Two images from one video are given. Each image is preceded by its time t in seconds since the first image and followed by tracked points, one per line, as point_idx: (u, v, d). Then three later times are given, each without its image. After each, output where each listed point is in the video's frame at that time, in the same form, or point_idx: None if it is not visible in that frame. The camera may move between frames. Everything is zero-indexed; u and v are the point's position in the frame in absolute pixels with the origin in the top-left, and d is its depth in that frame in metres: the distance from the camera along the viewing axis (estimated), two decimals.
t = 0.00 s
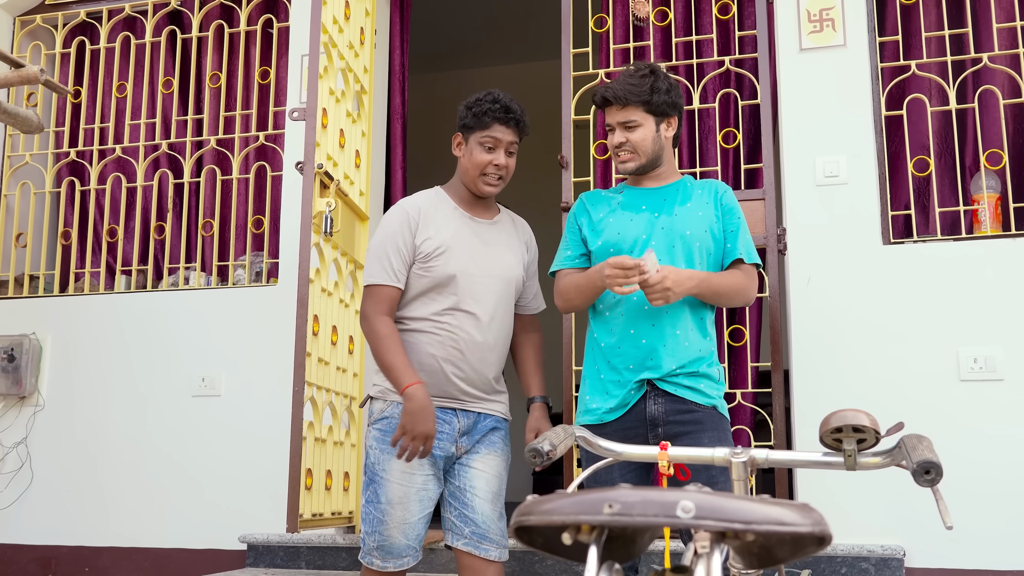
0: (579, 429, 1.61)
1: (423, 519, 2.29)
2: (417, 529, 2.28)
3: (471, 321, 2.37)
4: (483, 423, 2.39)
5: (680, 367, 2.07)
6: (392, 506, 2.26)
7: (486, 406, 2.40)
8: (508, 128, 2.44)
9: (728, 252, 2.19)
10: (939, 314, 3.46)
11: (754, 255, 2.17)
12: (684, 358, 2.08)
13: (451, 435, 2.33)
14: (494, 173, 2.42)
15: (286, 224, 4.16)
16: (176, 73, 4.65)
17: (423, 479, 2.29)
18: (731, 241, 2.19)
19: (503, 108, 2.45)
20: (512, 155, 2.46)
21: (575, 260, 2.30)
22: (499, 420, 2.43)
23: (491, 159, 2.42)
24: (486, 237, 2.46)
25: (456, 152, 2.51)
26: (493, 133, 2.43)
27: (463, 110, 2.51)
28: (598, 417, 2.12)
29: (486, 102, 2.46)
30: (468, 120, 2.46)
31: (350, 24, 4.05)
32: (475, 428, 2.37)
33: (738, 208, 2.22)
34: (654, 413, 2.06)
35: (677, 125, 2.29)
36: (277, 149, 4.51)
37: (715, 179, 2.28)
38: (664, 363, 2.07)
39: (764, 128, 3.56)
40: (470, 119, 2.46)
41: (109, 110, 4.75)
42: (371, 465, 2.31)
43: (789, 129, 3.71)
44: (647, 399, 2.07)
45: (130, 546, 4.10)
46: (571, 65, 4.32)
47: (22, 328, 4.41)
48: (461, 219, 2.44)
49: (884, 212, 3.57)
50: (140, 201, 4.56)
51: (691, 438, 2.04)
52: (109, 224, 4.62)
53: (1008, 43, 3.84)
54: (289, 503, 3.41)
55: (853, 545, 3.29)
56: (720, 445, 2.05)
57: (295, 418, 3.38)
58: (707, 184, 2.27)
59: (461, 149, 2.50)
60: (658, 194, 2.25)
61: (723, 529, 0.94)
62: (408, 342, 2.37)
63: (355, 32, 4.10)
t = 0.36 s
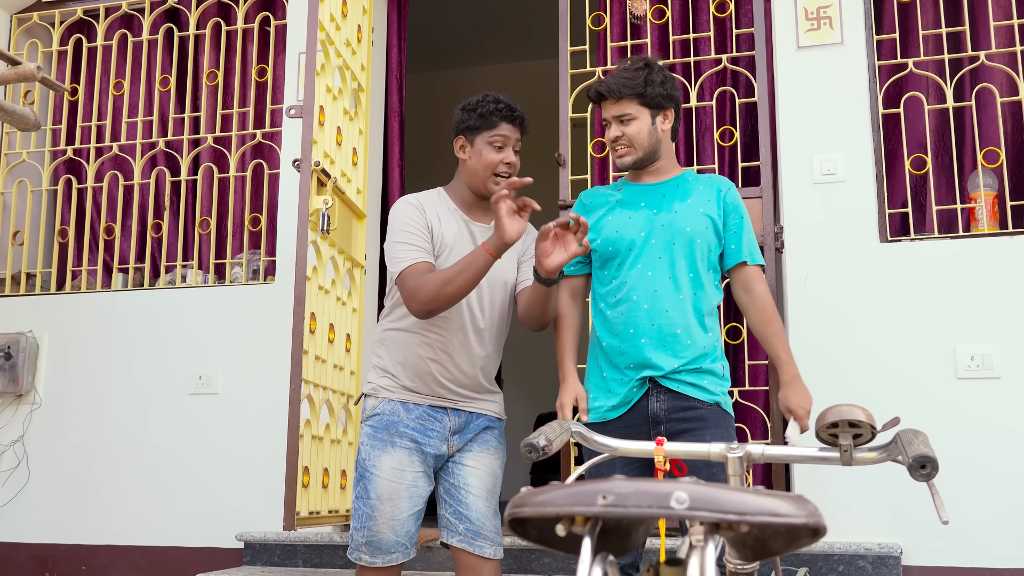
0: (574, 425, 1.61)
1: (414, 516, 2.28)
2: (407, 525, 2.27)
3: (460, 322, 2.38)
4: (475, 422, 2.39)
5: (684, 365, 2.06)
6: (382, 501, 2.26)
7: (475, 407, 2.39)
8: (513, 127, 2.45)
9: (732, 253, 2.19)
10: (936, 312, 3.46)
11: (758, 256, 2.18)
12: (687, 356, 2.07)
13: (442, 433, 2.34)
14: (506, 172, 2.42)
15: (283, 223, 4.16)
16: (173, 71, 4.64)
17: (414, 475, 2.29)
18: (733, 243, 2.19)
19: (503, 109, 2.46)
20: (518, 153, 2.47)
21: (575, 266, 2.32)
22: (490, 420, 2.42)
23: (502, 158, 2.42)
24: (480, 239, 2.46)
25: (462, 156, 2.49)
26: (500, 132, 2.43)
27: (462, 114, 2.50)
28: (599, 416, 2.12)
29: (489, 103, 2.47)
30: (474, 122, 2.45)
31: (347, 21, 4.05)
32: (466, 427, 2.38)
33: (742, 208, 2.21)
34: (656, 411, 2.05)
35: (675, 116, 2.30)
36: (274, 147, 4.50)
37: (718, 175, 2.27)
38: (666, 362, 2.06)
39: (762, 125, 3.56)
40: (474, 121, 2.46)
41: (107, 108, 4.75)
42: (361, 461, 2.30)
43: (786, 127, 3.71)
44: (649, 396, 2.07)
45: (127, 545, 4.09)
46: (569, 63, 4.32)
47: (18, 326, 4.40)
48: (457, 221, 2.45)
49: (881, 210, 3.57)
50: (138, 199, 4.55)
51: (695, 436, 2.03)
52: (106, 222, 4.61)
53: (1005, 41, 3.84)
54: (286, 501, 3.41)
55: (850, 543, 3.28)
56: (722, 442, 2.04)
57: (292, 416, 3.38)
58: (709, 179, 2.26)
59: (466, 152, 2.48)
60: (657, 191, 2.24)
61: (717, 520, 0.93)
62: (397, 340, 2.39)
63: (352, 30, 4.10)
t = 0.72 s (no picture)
0: (573, 426, 1.61)
1: (418, 518, 2.29)
2: (411, 528, 2.28)
3: (466, 322, 2.37)
4: (481, 423, 2.39)
5: (691, 365, 2.04)
6: (387, 504, 2.26)
7: (482, 408, 2.39)
8: (506, 123, 2.46)
9: (748, 251, 2.17)
10: (934, 314, 3.46)
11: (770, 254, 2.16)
12: (694, 356, 2.05)
13: (448, 435, 2.33)
14: (494, 166, 2.41)
15: (281, 224, 4.16)
16: (171, 72, 4.64)
17: (419, 477, 2.29)
18: (749, 241, 2.17)
19: (493, 106, 2.47)
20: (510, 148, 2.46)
21: (584, 269, 2.36)
22: (497, 421, 2.42)
23: (490, 154, 2.42)
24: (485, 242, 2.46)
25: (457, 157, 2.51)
26: (488, 128, 2.44)
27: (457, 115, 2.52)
28: (606, 417, 2.14)
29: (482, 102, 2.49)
30: (465, 121, 2.48)
31: (346, 23, 4.05)
32: (472, 429, 2.37)
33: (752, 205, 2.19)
34: (664, 413, 2.05)
35: (682, 114, 2.29)
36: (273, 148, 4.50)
37: (729, 171, 2.23)
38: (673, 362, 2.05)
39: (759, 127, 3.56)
40: (467, 120, 2.48)
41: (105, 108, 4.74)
42: (367, 463, 2.30)
43: (784, 128, 3.71)
44: (657, 398, 2.07)
45: (124, 546, 4.09)
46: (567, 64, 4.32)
47: (16, 326, 4.40)
48: (461, 223, 2.45)
49: (879, 212, 3.57)
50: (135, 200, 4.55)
51: (703, 437, 2.01)
52: (104, 223, 4.61)
53: (1003, 43, 3.84)
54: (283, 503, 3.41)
55: (848, 544, 3.29)
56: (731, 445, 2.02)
57: (290, 417, 3.38)
58: (720, 176, 2.22)
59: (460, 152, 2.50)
60: (665, 189, 2.23)
61: (713, 522, 0.93)
62: (404, 341, 2.38)
63: (350, 31, 4.10)
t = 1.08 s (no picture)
0: (569, 426, 1.61)
1: (430, 520, 2.28)
2: (422, 529, 2.27)
3: (477, 322, 2.35)
4: (494, 424, 2.38)
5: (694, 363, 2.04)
6: (399, 505, 2.26)
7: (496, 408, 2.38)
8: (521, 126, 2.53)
9: (739, 243, 2.12)
10: (932, 314, 3.46)
11: (769, 243, 2.08)
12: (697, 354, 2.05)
13: (461, 435, 2.33)
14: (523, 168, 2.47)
15: (279, 223, 4.16)
16: (169, 72, 4.64)
17: (431, 478, 2.28)
18: (743, 233, 2.12)
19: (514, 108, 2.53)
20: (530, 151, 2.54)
21: (595, 265, 2.34)
22: (511, 422, 2.41)
23: (518, 154, 2.48)
24: (495, 240, 2.45)
25: (474, 153, 2.48)
26: (513, 130, 2.50)
27: (471, 112, 2.52)
28: (610, 416, 2.13)
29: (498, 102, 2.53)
30: (490, 118, 2.49)
31: (344, 22, 4.05)
32: (485, 429, 2.36)
33: (754, 198, 2.14)
34: (666, 411, 2.04)
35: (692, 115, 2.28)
36: (271, 148, 4.51)
37: (735, 168, 2.21)
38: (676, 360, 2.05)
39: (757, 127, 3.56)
40: (486, 119, 2.49)
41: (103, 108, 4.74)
42: (379, 464, 2.30)
43: (782, 127, 3.71)
44: (659, 396, 2.06)
45: (122, 545, 4.08)
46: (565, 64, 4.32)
47: (14, 326, 4.40)
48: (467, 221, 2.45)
49: (877, 211, 3.58)
50: (133, 199, 4.54)
51: (703, 437, 2.01)
52: (102, 223, 4.61)
53: (1001, 43, 3.85)
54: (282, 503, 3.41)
55: (846, 543, 3.29)
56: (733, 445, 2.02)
57: (288, 418, 3.38)
58: (725, 173, 2.21)
59: (479, 149, 2.48)
60: (671, 188, 2.22)
61: (708, 520, 0.94)
62: (416, 344, 2.38)
63: (348, 31, 4.10)
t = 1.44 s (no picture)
0: (563, 425, 1.61)
1: (433, 518, 2.30)
2: (425, 528, 2.29)
3: (483, 321, 2.34)
4: (499, 423, 2.38)
5: (691, 364, 2.04)
6: (403, 504, 2.27)
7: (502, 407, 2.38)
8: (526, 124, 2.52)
9: (744, 250, 2.12)
10: (929, 313, 3.47)
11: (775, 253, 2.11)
12: (694, 355, 2.04)
13: (466, 435, 2.33)
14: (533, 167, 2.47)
15: (276, 223, 4.17)
16: (166, 71, 4.64)
17: (434, 478, 2.29)
18: (749, 238, 2.13)
19: (517, 106, 2.51)
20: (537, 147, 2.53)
21: (593, 267, 2.34)
22: (515, 422, 2.41)
23: (525, 154, 2.48)
24: (501, 238, 2.44)
25: (483, 155, 2.47)
26: (520, 129, 2.49)
27: (475, 113, 2.50)
28: (607, 417, 2.14)
29: (503, 101, 2.51)
30: (495, 119, 2.47)
31: (341, 22, 4.05)
32: (490, 428, 2.37)
33: (755, 198, 2.15)
34: (664, 412, 2.05)
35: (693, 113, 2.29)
36: (269, 149, 4.51)
37: (737, 169, 2.21)
38: (673, 361, 2.05)
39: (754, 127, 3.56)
40: (491, 119, 2.48)
41: (100, 108, 4.74)
42: (382, 462, 2.31)
43: (778, 128, 3.71)
44: (657, 397, 2.07)
45: (119, 545, 4.08)
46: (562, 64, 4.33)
47: (11, 326, 4.40)
48: (471, 222, 2.44)
49: (872, 211, 3.59)
50: (130, 199, 4.54)
51: (701, 437, 2.01)
52: (99, 222, 4.61)
53: (997, 43, 3.85)
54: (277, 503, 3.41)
55: (841, 543, 3.30)
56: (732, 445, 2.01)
57: (284, 418, 3.38)
58: (725, 173, 2.21)
59: (486, 150, 2.47)
60: (670, 188, 2.22)
61: (697, 520, 0.94)
62: (420, 343, 2.38)
63: (345, 31, 4.10)
